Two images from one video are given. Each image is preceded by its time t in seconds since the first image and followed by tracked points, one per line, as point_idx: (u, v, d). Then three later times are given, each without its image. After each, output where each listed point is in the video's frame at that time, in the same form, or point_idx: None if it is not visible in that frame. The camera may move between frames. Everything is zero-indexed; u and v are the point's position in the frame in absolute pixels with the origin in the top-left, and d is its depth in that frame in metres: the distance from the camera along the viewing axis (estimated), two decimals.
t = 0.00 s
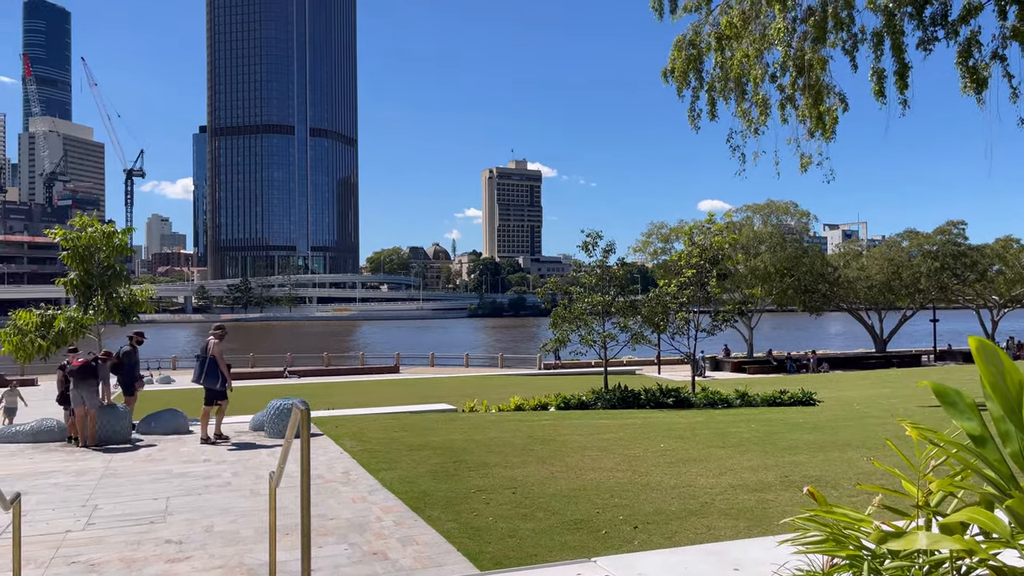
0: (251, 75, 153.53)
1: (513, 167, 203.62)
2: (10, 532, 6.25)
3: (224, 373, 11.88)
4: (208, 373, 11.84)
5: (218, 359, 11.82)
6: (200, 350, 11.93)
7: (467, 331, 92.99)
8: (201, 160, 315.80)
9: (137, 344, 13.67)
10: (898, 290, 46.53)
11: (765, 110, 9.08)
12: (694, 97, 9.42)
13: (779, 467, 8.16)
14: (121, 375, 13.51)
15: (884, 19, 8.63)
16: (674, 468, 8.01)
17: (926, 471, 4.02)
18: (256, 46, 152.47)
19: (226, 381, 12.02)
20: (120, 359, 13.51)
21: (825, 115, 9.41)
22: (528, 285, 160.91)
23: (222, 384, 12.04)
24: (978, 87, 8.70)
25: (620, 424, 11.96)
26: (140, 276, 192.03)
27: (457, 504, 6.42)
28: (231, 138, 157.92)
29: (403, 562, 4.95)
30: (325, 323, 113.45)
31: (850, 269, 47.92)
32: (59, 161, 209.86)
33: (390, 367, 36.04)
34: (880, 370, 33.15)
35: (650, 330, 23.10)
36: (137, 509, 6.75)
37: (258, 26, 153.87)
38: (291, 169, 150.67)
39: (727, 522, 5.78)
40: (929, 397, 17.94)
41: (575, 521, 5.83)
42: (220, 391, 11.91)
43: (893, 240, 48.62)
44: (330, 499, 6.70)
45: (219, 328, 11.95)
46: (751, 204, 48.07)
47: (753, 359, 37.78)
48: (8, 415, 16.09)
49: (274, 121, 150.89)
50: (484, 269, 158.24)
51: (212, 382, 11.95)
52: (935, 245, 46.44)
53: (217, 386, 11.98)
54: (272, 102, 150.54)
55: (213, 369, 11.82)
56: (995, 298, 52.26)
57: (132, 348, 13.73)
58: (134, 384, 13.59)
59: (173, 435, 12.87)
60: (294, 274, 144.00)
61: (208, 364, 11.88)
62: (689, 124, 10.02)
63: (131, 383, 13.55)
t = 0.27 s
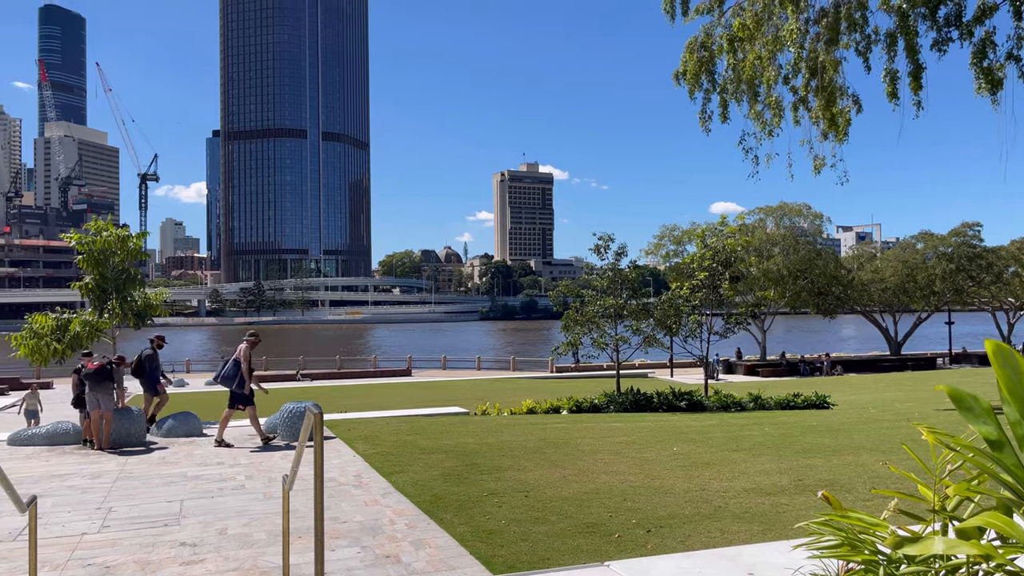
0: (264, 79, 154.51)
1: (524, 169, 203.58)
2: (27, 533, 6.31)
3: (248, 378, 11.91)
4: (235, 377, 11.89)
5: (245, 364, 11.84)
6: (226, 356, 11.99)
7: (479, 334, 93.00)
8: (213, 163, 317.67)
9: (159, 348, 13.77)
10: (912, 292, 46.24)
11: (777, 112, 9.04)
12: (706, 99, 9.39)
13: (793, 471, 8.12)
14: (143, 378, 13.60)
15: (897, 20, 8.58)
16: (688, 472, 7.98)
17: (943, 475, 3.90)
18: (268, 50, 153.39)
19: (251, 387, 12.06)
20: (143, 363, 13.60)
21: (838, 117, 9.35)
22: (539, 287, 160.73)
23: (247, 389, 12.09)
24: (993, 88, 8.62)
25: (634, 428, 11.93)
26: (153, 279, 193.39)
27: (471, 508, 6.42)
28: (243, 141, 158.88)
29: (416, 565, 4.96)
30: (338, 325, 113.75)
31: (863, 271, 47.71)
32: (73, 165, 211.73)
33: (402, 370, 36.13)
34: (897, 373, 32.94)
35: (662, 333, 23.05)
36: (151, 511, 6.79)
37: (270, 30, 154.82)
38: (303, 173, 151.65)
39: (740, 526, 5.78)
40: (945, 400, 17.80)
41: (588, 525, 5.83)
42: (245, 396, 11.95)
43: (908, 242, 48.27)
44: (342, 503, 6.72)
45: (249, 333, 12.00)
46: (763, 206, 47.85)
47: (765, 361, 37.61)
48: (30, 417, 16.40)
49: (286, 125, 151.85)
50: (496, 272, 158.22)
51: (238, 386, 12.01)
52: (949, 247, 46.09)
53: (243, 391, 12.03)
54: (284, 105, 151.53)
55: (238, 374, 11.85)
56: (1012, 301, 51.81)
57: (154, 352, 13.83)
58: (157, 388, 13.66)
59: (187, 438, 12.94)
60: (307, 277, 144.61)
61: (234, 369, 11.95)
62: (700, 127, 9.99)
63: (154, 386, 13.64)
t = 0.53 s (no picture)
0: (274, 82, 155.28)
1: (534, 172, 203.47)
2: (40, 535, 6.35)
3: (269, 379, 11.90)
4: (258, 378, 11.89)
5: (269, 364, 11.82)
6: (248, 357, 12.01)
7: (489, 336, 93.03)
8: (224, 166, 319.32)
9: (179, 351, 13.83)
10: (924, 295, 45.95)
11: (789, 113, 9.00)
12: (715, 101, 9.36)
13: (805, 473, 8.08)
14: (162, 381, 13.65)
15: (909, 20, 8.53)
16: (699, 474, 7.95)
17: (957, 479, 3.78)
18: (279, 54, 154.16)
19: (274, 387, 12.07)
20: (162, 365, 13.65)
21: (849, 118, 9.31)
22: (549, 289, 160.58)
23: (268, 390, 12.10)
24: (1006, 87, 8.54)
25: (643, 430, 11.89)
26: (164, 281, 194.38)
27: (480, 510, 6.42)
28: (254, 144, 159.74)
29: (426, 567, 4.96)
30: (348, 327, 114.08)
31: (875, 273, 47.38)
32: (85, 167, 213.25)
33: (412, 371, 36.13)
34: (910, 376, 32.74)
35: (672, 335, 22.99)
36: (163, 513, 6.82)
37: (281, 33, 155.59)
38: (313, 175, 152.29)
39: (752, 528, 5.77)
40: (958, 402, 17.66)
41: (599, 527, 5.81)
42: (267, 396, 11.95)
43: (920, 242, 47.99)
44: (353, 505, 6.74)
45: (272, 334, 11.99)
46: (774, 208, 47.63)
47: (777, 363, 37.38)
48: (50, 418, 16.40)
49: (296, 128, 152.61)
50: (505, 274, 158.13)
51: (259, 387, 12.02)
52: (962, 248, 45.83)
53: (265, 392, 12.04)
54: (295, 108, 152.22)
55: (260, 375, 11.85)
56: None
57: (174, 355, 13.88)
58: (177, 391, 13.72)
59: (198, 440, 13.00)
60: (318, 280, 145.18)
61: (255, 370, 11.94)
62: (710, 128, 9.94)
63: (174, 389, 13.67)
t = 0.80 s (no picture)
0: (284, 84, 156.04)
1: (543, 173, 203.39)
2: (53, 535, 6.39)
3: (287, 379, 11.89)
4: (276, 373, 11.90)
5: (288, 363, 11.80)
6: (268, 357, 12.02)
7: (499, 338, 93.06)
8: (234, 169, 321.12)
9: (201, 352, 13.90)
10: (937, 295, 45.71)
11: (800, 112, 8.97)
12: (725, 101, 9.35)
13: (816, 475, 8.03)
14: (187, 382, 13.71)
15: (920, 20, 8.49)
16: (709, 476, 7.93)
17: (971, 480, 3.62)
18: (289, 57, 154.85)
19: (291, 387, 12.06)
20: (188, 366, 13.71)
21: (861, 118, 9.26)
22: (559, 290, 160.51)
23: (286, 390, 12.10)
24: (1017, 87, 8.49)
25: (653, 431, 11.87)
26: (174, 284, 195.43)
27: (490, 511, 6.41)
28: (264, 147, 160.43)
29: (436, 569, 4.95)
30: (358, 328, 114.46)
31: (887, 274, 47.19)
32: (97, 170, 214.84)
33: (422, 373, 36.15)
34: (922, 376, 32.58)
35: (682, 337, 22.94)
36: (174, 513, 6.85)
37: (291, 36, 156.34)
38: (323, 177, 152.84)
39: (763, 530, 5.74)
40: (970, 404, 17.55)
41: (609, 529, 5.79)
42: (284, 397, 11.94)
43: (932, 243, 47.74)
44: (363, 506, 6.75)
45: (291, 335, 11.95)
46: (784, 208, 47.46)
47: (788, 364, 37.28)
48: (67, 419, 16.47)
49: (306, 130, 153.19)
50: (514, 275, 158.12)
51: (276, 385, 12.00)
52: (975, 248, 45.61)
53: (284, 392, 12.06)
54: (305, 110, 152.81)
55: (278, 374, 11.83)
56: None
57: (198, 355, 13.95)
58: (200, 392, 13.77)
59: (210, 441, 13.05)
60: (328, 281, 145.68)
61: (274, 369, 11.93)
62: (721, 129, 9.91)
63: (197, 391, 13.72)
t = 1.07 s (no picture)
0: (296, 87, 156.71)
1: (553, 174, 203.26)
2: (67, 536, 6.43)
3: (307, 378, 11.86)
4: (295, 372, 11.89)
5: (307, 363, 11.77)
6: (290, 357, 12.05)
7: (509, 338, 93.16)
8: (246, 171, 323.03)
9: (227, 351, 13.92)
10: (951, 296, 45.43)
11: (813, 113, 8.94)
12: (737, 101, 9.31)
13: (829, 477, 7.98)
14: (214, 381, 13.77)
15: (934, 19, 8.43)
16: (721, 477, 7.89)
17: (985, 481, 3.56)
18: (300, 59, 155.52)
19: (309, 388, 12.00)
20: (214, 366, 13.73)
21: (874, 119, 9.20)
22: (570, 291, 160.26)
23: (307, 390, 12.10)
24: None
25: (665, 433, 11.84)
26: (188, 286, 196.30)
27: (501, 513, 6.41)
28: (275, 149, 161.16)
29: (447, 570, 4.96)
30: (369, 329, 114.85)
31: (901, 274, 46.94)
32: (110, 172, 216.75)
33: (433, 374, 36.21)
34: (935, 377, 32.44)
35: (694, 337, 22.84)
36: (187, 514, 6.90)
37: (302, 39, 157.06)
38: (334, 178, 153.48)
39: (776, 533, 5.71)
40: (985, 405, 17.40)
41: (620, 531, 5.78)
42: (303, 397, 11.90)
43: (946, 243, 47.45)
44: (374, 507, 6.76)
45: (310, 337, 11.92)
46: (796, 209, 47.22)
47: (800, 365, 37.17)
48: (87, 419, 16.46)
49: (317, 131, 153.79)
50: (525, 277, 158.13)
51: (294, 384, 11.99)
52: (989, 248, 45.37)
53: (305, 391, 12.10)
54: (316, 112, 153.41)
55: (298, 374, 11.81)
56: None
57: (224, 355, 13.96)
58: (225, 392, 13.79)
59: (222, 442, 13.10)
60: (339, 283, 146.28)
61: (294, 369, 11.94)
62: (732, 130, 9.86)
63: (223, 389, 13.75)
